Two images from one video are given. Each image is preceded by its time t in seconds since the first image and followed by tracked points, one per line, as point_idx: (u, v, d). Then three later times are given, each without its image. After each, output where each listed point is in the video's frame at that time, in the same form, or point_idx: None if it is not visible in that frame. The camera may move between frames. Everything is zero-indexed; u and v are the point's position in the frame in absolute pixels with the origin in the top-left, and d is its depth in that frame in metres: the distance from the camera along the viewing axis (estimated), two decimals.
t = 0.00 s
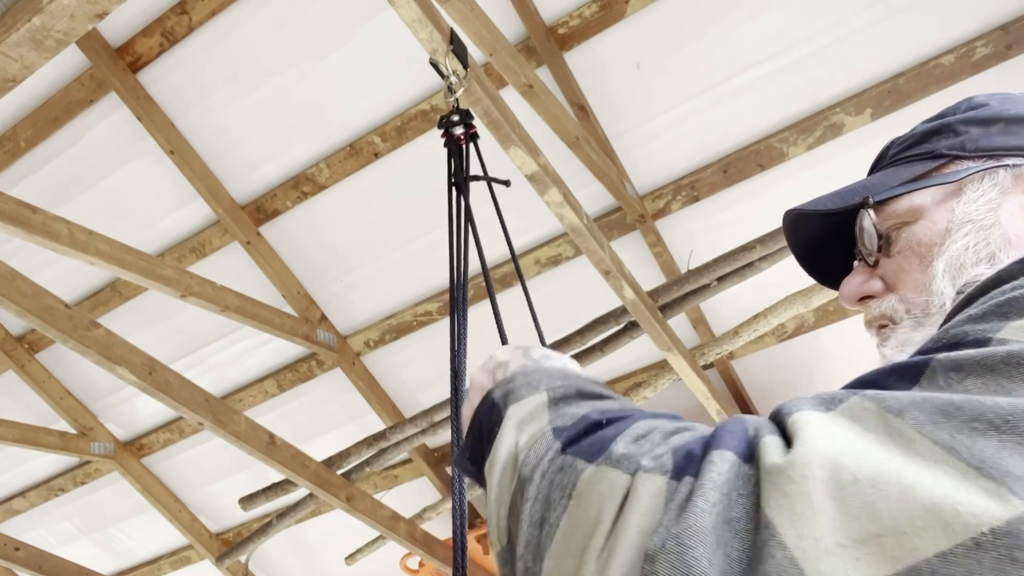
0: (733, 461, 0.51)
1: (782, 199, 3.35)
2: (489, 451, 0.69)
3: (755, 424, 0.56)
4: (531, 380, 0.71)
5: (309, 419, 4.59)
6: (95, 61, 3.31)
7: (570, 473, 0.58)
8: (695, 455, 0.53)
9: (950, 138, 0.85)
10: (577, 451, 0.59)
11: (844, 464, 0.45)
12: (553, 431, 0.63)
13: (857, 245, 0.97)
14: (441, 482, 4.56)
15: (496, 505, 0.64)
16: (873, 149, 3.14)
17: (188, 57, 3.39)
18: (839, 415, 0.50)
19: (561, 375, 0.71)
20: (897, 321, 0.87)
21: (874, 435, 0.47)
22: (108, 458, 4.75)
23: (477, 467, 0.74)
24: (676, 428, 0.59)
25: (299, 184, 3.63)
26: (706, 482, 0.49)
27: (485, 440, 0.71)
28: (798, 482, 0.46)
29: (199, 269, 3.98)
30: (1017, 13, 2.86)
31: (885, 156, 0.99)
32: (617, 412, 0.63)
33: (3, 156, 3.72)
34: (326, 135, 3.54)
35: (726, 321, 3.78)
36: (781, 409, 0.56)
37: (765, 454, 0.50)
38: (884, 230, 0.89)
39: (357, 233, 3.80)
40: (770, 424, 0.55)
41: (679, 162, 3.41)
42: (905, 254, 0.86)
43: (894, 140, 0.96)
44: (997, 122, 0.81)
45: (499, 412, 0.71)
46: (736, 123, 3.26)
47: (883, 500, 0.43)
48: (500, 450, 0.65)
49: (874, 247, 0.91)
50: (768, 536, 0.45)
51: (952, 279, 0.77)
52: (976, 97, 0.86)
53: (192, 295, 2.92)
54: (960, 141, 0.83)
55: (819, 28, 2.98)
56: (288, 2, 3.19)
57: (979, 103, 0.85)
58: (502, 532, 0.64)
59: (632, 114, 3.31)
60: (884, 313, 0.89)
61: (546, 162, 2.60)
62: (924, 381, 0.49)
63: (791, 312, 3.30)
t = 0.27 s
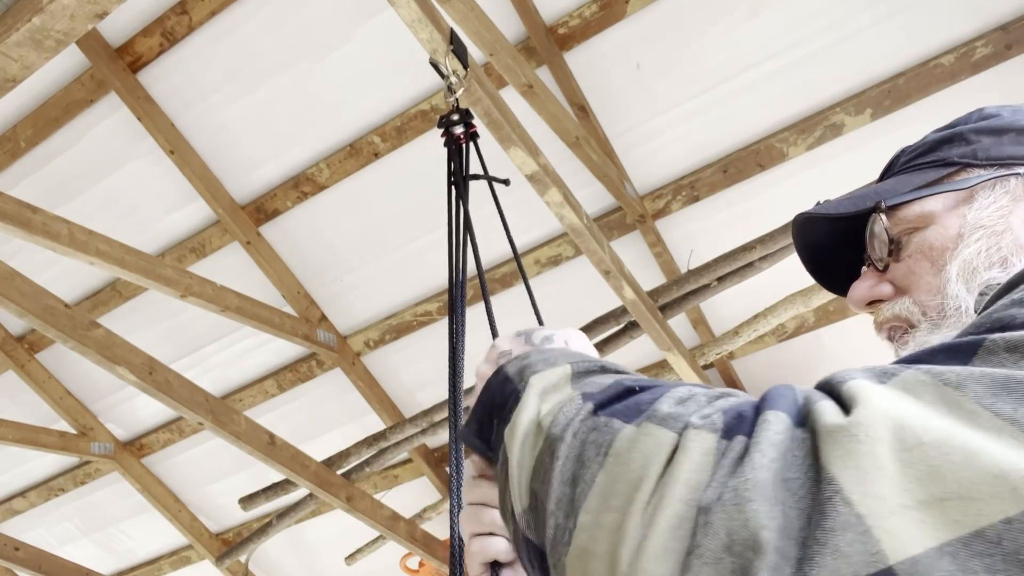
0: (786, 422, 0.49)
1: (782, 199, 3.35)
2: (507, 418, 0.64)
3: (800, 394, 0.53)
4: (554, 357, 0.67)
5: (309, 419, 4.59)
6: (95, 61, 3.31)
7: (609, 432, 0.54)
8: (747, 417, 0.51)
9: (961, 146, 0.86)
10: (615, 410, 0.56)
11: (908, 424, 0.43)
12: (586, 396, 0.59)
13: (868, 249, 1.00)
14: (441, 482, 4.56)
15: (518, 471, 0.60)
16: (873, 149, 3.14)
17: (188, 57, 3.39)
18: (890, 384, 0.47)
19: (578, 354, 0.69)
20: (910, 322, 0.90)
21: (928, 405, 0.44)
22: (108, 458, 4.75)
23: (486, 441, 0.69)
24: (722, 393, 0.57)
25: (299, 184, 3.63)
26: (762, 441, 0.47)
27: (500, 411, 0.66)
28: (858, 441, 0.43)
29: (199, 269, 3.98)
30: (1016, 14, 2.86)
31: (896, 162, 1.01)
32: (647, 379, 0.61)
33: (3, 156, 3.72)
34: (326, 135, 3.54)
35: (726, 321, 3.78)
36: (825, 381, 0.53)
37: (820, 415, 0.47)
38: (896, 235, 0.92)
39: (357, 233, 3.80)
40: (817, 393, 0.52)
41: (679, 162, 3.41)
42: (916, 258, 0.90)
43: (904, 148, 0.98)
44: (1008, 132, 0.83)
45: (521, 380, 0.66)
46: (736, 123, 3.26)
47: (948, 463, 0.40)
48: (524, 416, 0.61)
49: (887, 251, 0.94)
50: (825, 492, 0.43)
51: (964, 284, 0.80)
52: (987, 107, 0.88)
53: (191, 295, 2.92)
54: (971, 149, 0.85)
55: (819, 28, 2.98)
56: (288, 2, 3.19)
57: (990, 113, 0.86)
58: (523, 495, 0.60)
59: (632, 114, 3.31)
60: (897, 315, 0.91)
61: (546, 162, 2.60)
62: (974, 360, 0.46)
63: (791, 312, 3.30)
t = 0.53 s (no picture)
0: (853, 433, 0.48)
1: (783, 199, 3.34)
2: (510, 444, 0.62)
3: (855, 398, 0.53)
4: (547, 377, 0.65)
5: (309, 419, 4.59)
6: (95, 61, 3.31)
7: (651, 449, 0.53)
8: (809, 429, 0.50)
9: (957, 159, 0.87)
10: (652, 424, 0.55)
11: (988, 434, 0.43)
12: (610, 413, 0.58)
13: (863, 255, 1.00)
14: (441, 482, 4.56)
15: (537, 496, 0.57)
16: (873, 149, 3.14)
17: (188, 57, 3.40)
18: (953, 391, 0.47)
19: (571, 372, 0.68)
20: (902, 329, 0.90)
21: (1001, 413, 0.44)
22: (108, 458, 4.75)
23: (480, 468, 0.66)
24: (762, 405, 0.55)
25: (299, 184, 3.63)
26: (839, 452, 0.46)
27: (496, 436, 0.64)
28: (940, 454, 0.43)
29: (199, 269, 3.98)
30: (1016, 13, 2.85)
31: (892, 172, 1.02)
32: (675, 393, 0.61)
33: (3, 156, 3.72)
34: (326, 135, 3.54)
35: (726, 321, 3.78)
36: (874, 387, 0.53)
37: (890, 428, 0.47)
38: (890, 243, 0.92)
39: (357, 233, 3.80)
40: (873, 399, 0.51)
41: (679, 162, 3.41)
42: (910, 267, 0.90)
43: (901, 158, 0.99)
44: (1004, 146, 0.83)
45: (519, 402, 0.63)
46: (736, 123, 3.26)
47: None
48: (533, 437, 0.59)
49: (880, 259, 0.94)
50: (919, 507, 0.42)
51: (958, 293, 0.81)
52: (983, 122, 0.88)
53: (192, 295, 2.92)
54: (968, 162, 0.85)
55: (819, 28, 2.98)
56: (288, 2, 3.19)
57: (987, 127, 0.87)
58: (547, 523, 0.56)
59: (632, 114, 3.31)
60: (889, 322, 0.92)
61: (546, 162, 2.60)
62: None
63: (791, 312, 3.30)
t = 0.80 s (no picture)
0: (870, 452, 0.50)
1: (782, 199, 3.35)
2: (516, 441, 0.66)
3: (870, 417, 0.55)
4: (553, 376, 0.70)
5: (309, 419, 4.59)
6: (95, 61, 3.32)
7: (663, 461, 0.55)
8: (827, 449, 0.52)
9: (955, 162, 0.88)
10: (665, 436, 0.57)
11: (1011, 457, 0.43)
12: (622, 421, 0.60)
13: (861, 259, 1.01)
14: (441, 482, 4.56)
15: (543, 501, 0.60)
16: (873, 149, 3.14)
17: (188, 57, 3.40)
18: (972, 412, 0.48)
19: (580, 372, 0.71)
20: (897, 331, 0.90)
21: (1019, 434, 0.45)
22: (108, 458, 4.75)
23: (483, 464, 0.72)
24: (774, 418, 0.58)
25: (299, 184, 3.64)
26: (859, 476, 0.48)
27: (500, 432, 0.69)
28: (961, 478, 0.44)
29: (199, 269, 3.98)
30: (1016, 13, 2.85)
31: (889, 176, 1.03)
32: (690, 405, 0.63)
33: (2, 156, 3.72)
34: (326, 135, 3.54)
35: (726, 321, 3.78)
36: (892, 405, 0.55)
37: (909, 449, 0.48)
38: (889, 246, 0.93)
39: (357, 233, 3.80)
40: (886, 419, 0.54)
41: (679, 162, 3.41)
42: (909, 268, 0.90)
43: (898, 163, 1.01)
44: (1000, 150, 0.85)
45: (528, 400, 0.68)
46: (736, 123, 3.26)
47: None
48: (542, 440, 0.62)
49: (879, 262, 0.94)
50: (942, 532, 0.43)
51: (954, 293, 0.81)
52: (980, 126, 0.90)
53: (192, 295, 2.91)
54: (965, 165, 0.87)
55: (819, 28, 2.98)
56: (288, 2, 3.19)
57: (982, 131, 0.89)
58: (555, 529, 0.59)
59: (633, 114, 3.31)
60: (886, 324, 0.92)
61: (546, 162, 2.60)
62: None
63: (791, 312, 3.30)
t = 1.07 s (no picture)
0: (845, 436, 0.48)
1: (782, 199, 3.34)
2: (488, 437, 0.64)
3: (847, 401, 0.52)
4: (526, 372, 0.68)
5: (309, 419, 4.59)
6: (95, 61, 3.32)
7: (634, 446, 0.53)
8: (799, 430, 0.50)
9: (957, 157, 0.88)
10: (638, 421, 0.55)
11: (986, 443, 0.42)
12: (595, 409, 0.59)
13: (860, 253, 1.01)
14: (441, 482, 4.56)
15: (519, 490, 0.58)
16: (873, 149, 3.14)
17: (188, 57, 3.40)
18: (953, 403, 0.46)
19: (554, 366, 0.70)
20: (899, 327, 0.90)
21: (1001, 426, 0.43)
22: (108, 458, 4.75)
23: (455, 461, 0.69)
24: (750, 405, 0.56)
25: (299, 184, 3.63)
26: (829, 458, 0.46)
27: (473, 429, 0.67)
28: (936, 463, 0.42)
29: (199, 269, 3.98)
30: (1017, 13, 2.85)
31: (890, 171, 1.02)
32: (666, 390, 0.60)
33: (3, 156, 3.72)
34: (326, 135, 3.54)
35: (726, 321, 3.77)
36: (869, 393, 0.52)
37: (880, 432, 0.46)
38: (890, 241, 0.93)
39: (357, 233, 3.80)
40: (861, 403, 0.51)
41: (679, 162, 3.41)
42: (909, 264, 0.90)
43: (899, 158, 1.00)
44: (1004, 145, 0.84)
45: (501, 395, 0.66)
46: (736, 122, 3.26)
47: None
48: (515, 431, 0.60)
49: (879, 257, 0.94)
50: (918, 516, 0.41)
51: (958, 289, 0.81)
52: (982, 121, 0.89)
53: (192, 295, 2.91)
54: (968, 160, 0.86)
55: (819, 28, 2.98)
56: (288, 2, 3.19)
57: (986, 126, 0.88)
58: (528, 517, 0.58)
59: (633, 113, 3.31)
60: (886, 320, 0.92)
61: (546, 162, 2.59)
62: None
63: (791, 312, 3.30)
